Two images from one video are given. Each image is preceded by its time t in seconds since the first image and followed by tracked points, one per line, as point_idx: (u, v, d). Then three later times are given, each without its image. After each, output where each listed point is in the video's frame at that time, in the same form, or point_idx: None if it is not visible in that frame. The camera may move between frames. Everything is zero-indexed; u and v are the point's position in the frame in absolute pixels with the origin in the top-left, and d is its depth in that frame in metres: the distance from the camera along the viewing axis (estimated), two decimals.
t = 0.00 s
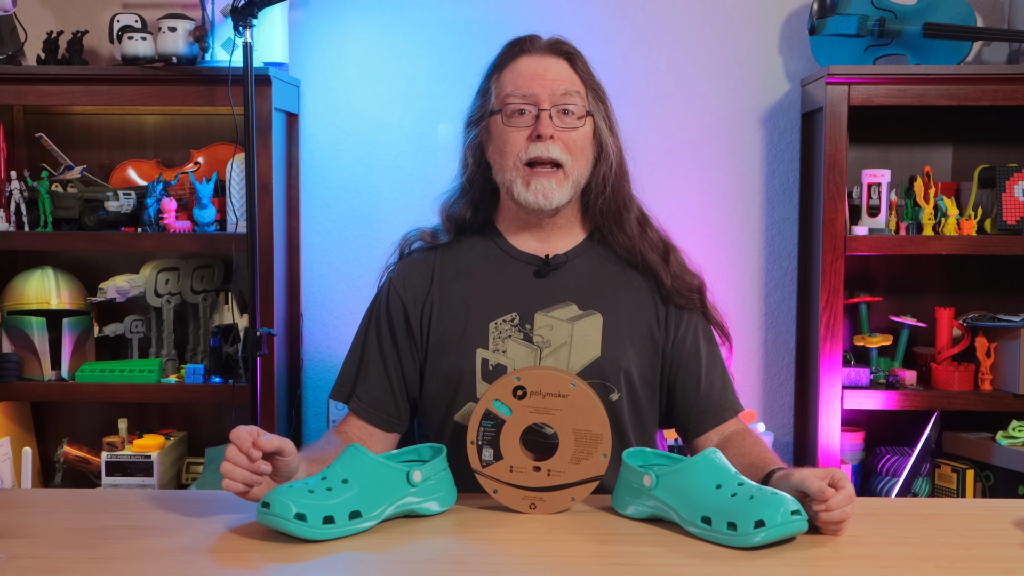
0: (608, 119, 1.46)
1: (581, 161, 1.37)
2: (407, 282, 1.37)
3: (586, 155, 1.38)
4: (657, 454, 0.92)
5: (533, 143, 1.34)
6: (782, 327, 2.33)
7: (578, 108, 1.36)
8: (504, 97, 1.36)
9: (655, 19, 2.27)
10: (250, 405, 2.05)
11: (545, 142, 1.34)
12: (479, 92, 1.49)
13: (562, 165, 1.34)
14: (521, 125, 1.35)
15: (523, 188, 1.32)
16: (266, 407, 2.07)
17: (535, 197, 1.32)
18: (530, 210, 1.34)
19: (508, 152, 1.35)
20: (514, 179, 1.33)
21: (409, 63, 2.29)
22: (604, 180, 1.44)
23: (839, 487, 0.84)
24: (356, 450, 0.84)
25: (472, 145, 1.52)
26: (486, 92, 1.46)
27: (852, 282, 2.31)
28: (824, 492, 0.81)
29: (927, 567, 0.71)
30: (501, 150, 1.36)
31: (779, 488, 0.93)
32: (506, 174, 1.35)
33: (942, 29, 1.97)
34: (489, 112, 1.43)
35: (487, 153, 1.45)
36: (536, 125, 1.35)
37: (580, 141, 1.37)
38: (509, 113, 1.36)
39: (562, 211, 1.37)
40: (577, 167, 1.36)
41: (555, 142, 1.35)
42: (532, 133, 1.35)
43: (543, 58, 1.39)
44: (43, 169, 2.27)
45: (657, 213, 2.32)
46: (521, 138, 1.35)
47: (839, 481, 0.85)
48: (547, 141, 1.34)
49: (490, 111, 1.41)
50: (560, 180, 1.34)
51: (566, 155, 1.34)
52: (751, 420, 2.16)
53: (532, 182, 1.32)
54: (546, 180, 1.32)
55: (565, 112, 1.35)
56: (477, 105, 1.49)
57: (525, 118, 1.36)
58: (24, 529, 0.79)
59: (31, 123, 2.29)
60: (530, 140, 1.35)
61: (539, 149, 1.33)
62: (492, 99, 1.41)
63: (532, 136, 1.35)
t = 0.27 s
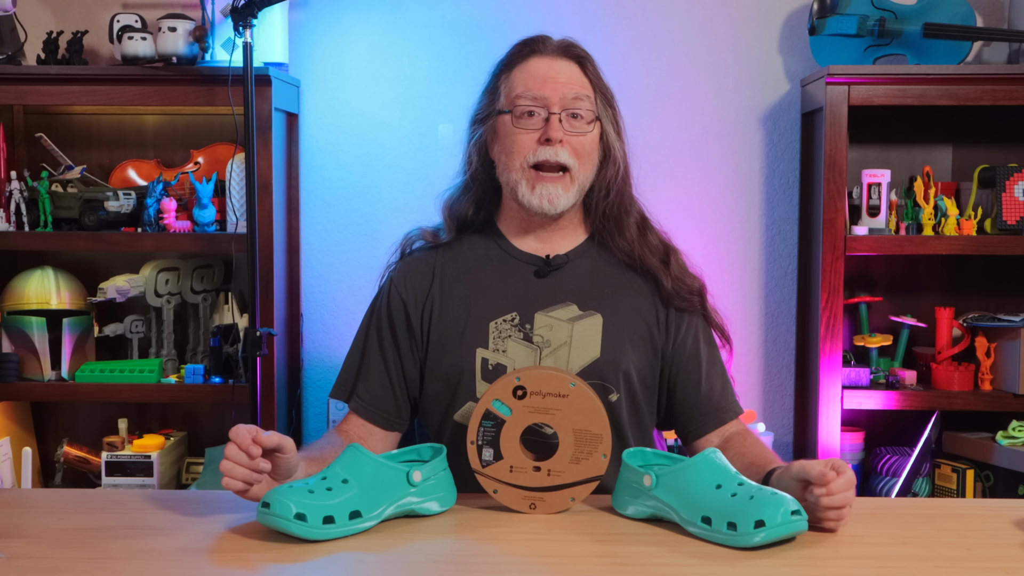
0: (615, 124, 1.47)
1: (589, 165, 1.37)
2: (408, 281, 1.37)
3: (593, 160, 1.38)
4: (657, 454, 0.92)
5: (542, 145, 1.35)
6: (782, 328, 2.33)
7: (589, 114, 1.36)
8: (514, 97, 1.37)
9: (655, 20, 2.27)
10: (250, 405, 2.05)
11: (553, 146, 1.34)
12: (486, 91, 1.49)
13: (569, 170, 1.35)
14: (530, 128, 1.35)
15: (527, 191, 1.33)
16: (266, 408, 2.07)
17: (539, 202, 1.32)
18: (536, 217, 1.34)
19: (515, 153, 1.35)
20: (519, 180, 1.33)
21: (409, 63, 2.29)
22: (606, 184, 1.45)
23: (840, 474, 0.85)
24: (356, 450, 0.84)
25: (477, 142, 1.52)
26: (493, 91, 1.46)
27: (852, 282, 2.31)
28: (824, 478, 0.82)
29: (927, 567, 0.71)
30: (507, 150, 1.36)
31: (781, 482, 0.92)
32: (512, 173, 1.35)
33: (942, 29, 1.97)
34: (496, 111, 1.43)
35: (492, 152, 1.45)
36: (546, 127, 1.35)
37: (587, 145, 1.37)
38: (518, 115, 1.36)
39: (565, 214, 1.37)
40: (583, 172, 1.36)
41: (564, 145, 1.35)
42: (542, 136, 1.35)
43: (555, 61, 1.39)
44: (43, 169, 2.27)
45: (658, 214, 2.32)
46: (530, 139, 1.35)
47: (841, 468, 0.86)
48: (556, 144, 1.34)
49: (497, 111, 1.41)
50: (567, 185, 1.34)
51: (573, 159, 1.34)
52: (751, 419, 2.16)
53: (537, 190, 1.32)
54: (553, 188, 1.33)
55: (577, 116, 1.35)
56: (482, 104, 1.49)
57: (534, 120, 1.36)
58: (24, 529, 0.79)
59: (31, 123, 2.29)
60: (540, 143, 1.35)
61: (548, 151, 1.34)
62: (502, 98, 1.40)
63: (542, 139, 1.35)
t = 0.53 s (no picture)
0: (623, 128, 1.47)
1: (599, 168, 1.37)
2: (409, 281, 1.37)
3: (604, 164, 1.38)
4: (657, 454, 0.92)
5: (558, 149, 1.35)
6: (782, 328, 2.33)
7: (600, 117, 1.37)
8: (529, 99, 1.37)
9: (656, 20, 2.27)
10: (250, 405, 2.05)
11: (567, 148, 1.35)
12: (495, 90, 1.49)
13: (578, 172, 1.35)
14: (546, 130, 1.36)
15: (541, 192, 1.32)
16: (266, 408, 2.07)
17: (552, 202, 1.32)
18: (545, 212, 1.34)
19: (529, 155, 1.35)
20: (532, 181, 1.34)
21: (410, 63, 2.29)
22: (611, 189, 1.46)
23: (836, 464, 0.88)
24: (356, 450, 0.84)
25: (484, 140, 1.52)
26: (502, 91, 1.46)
27: (852, 282, 2.31)
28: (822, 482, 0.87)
29: (927, 567, 0.71)
30: (520, 152, 1.37)
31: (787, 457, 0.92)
32: (524, 174, 1.35)
33: (942, 29, 1.97)
34: (507, 110, 1.43)
35: (502, 151, 1.46)
36: (560, 131, 1.36)
37: (598, 149, 1.37)
38: (533, 116, 1.36)
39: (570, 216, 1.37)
40: (593, 174, 1.37)
41: (579, 147, 1.35)
42: (557, 139, 1.36)
43: (569, 63, 1.39)
44: (43, 169, 2.27)
45: (658, 214, 2.32)
46: (545, 142, 1.36)
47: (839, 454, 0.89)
48: (570, 147, 1.35)
49: (509, 111, 1.41)
50: (577, 189, 1.35)
51: (586, 162, 1.35)
52: (751, 420, 2.16)
53: (552, 189, 1.33)
54: (565, 189, 1.33)
55: (588, 120, 1.35)
56: (489, 103, 1.49)
57: (549, 122, 1.36)
58: (24, 529, 0.79)
59: (31, 123, 2.29)
60: (555, 146, 1.35)
61: (563, 155, 1.34)
62: (513, 99, 1.41)
63: (558, 141, 1.35)
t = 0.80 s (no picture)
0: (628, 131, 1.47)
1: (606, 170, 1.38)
2: (410, 280, 1.37)
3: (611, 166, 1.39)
4: (657, 454, 0.92)
5: (565, 149, 1.35)
6: (782, 328, 2.33)
7: (607, 118, 1.37)
8: (536, 98, 1.37)
9: (656, 20, 2.27)
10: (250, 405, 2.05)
11: (575, 149, 1.35)
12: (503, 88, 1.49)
13: (586, 173, 1.35)
14: (553, 130, 1.36)
15: (546, 193, 1.32)
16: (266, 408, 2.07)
17: (557, 206, 1.32)
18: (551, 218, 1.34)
19: (536, 154, 1.35)
20: (538, 181, 1.33)
21: (410, 63, 2.29)
22: (615, 192, 1.46)
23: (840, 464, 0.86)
24: (356, 450, 0.84)
25: (489, 139, 1.52)
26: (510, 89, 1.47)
27: (852, 282, 2.31)
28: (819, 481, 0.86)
29: (927, 567, 0.71)
30: (525, 151, 1.37)
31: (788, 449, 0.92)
32: (528, 173, 1.35)
33: (942, 29, 1.97)
34: (513, 109, 1.43)
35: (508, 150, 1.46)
36: (567, 132, 1.36)
37: (605, 151, 1.37)
38: (540, 116, 1.36)
39: (573, 217, 1.38)
40: (599, 175, 1.37)
41: (585, 149, 1.35)
42: (564, 140, 1.36)
43: (579, 65, 1.39)
44: (43, 169, 2.27)
45: (659, 214, 2.32)
46: (551, 142, 1.36)
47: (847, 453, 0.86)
48: (578, 147, 1.35)
49: (516, 110, 1.41)
50: (583, 188, 1.35)
51: (593, 164, 1.35)
52: (751, 420, 2.16)
53: (557, 191, 1.32)
54: (571, 191, 1.33)
55: (595, 121, 1.36)
56: (496, 102, 1.50)
57: (555, 122, 1.36)
58: (24, 529, 0.79)
59: (31, 123, 2.29)
60: (563, 147, 1.36)
61: (569, 155, 1.34)
62: (521, 98, 1.41)
63: (565, 142, 1.35)
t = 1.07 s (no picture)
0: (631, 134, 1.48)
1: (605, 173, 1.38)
2: (411, 280, 1.37)
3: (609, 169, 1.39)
4: (657, 454, 0.92)
5: (563, 149, 1.35)
6: (782, 327, 2.33)
7: (608, 121, 1.37)
8: (538, 98, 1.37)
9: (656, 19, 2.27)
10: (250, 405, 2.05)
11: (574, 150, 1.35)
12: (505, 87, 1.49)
13: (585, 175, 1.35)
14: (552, 131, 1.36)
15: (544, 192, 1.33)
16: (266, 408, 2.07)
17: (555, 205, 1.32)
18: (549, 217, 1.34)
19: (535, 154, 1.36)
20: (536, 180, 1.34)
21: (410, 63, 2.29)
22: (616, 195, 1.45)
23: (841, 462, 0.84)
24: (356, 450, 0.84)
25: (491, 136, 1.52)
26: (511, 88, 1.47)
27: (852, 282, 2.31)
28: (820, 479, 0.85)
29: (927, 567, 0.71)
30: (524, 151, 1.37)
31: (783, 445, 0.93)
32: (527, 173, 1.35)
33: (942, 29, 1.97)
34: (515, 108, 1.43)
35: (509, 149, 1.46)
36: (567, 133, 1.36)
37: (605, 152, 1.37)
38: (541, 116, 1.37)
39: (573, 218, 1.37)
40: (599, 178, 1.37)
41: (584, 151, 1.35)
42: (563, 141, 1.36)
43: (581, 66, 1.40)
44: (43, 169, 2.27)
45: (659, 214, 2.32)
46: (550, 142, 1.36)
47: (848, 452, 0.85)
48: (576, 149, 1.35)
49: (518, 108, 1.42)
50: (582, 189, 1.35)
51: (591, 165, 1.35)
52: (751, 420, 2.16)
53: (555, 190, 1.33)
54: (569, 191, 1.33)
55: (597, 123, 1.36)
56: (498, 101, 1.50)
57: (557, 123, 1.37)
58: (24, 529, 0.79)
59: (31, 123, 2.29)
60: (560, 147, 1.36)
61: (567, 156, 1.34)
62: (522, 98, 1.41)
63: (564, 143, 1.36)
